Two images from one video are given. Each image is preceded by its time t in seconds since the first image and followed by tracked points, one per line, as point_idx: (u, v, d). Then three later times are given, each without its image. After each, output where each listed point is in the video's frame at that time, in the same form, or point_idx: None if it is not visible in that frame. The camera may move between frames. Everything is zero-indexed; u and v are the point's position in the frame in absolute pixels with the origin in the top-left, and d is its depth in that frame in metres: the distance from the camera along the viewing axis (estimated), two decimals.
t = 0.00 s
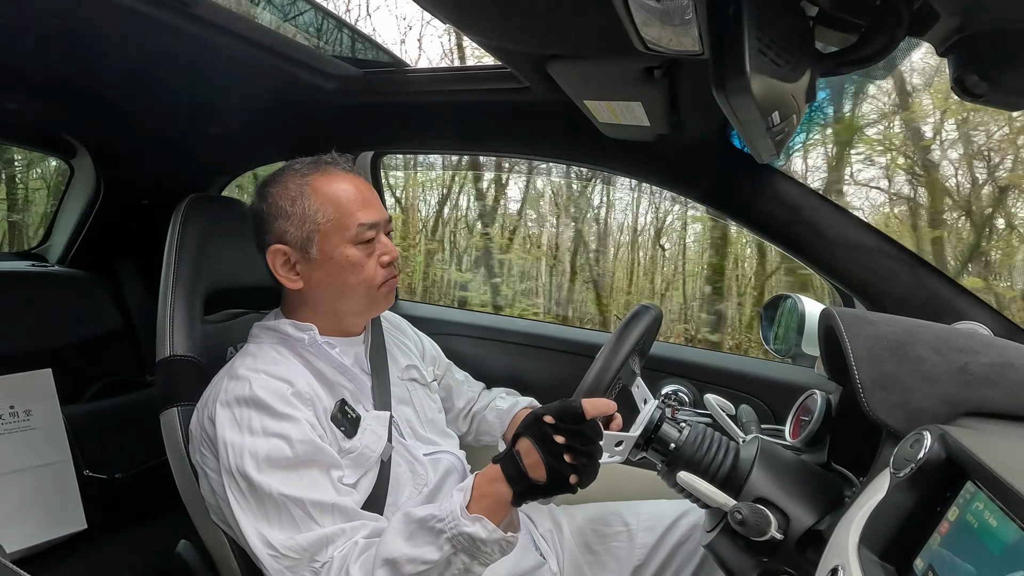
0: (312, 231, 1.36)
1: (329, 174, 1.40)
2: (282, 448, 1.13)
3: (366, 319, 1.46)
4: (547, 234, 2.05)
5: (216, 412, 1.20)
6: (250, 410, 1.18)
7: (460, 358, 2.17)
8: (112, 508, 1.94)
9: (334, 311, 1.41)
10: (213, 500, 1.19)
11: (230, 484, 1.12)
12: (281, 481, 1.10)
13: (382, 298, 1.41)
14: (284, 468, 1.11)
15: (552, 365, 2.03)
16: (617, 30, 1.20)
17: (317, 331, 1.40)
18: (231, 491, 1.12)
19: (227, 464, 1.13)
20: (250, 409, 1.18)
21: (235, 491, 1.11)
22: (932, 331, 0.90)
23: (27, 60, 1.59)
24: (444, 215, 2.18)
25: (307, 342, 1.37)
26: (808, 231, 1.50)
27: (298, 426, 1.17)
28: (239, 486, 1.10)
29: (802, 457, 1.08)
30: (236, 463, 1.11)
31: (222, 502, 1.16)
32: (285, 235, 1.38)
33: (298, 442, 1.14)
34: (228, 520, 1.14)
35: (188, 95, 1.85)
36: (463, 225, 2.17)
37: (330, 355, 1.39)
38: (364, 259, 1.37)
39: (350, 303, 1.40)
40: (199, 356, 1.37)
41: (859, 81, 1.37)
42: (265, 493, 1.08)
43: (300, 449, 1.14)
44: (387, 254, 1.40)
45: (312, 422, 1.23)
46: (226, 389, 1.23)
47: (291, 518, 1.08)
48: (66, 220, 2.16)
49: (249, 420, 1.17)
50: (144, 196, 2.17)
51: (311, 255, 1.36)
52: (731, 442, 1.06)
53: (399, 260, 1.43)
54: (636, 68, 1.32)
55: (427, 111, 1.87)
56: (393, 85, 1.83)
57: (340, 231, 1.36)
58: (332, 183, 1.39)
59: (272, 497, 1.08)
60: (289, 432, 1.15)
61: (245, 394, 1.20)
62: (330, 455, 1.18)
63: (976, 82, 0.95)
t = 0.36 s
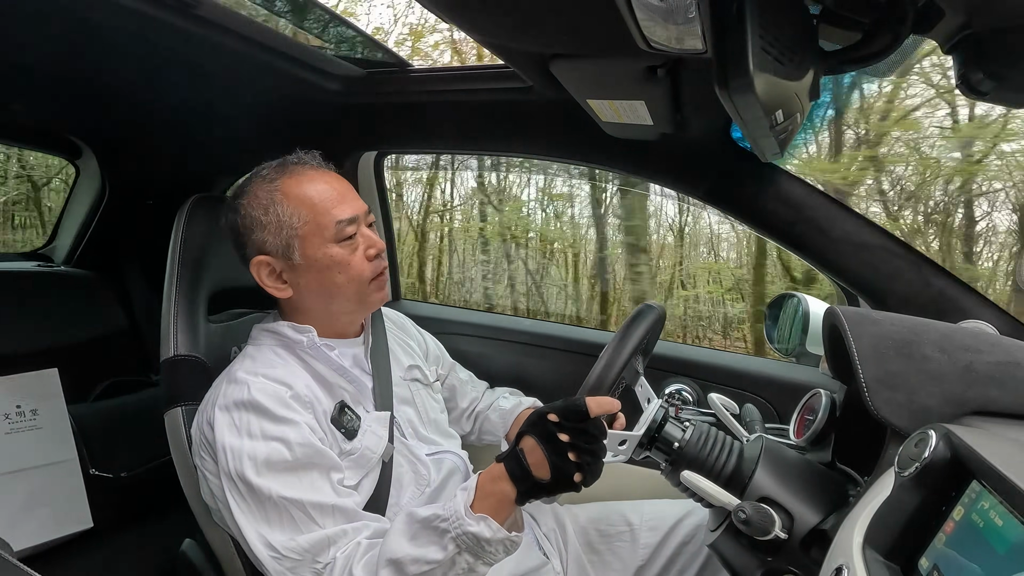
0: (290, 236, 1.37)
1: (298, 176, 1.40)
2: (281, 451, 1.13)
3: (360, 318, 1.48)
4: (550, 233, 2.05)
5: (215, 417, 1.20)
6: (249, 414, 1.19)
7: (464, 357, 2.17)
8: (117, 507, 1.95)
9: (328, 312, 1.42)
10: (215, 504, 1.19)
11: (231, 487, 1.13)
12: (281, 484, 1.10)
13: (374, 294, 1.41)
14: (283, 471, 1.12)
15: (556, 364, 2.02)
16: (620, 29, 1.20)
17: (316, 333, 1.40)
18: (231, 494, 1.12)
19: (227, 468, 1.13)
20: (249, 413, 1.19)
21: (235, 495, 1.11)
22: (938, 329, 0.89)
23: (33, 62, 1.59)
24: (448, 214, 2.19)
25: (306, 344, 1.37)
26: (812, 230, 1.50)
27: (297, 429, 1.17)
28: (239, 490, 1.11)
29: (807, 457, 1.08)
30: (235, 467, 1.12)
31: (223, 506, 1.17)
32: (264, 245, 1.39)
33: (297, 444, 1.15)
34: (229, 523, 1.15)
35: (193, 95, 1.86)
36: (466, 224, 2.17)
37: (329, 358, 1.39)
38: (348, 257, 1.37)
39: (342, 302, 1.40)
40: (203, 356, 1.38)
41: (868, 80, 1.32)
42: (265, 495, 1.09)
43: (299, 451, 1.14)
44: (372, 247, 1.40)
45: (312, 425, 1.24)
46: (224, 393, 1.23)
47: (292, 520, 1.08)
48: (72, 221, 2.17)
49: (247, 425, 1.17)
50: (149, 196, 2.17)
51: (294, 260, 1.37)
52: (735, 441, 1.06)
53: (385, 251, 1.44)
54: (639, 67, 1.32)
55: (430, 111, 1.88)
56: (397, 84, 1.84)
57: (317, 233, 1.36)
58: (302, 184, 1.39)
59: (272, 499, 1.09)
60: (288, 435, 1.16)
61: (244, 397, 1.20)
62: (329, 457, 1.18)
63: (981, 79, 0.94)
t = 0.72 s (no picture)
0: (293, 224, 1.39)
1: (313, 170, 1.44)
2: (280, 446, 1.13)
3: (361, 319, 1.46)
4: (553, 236, 2.05)
5: (217, 416, 1.21)
6: (250, 411, 1.19)
7: (466, 359, 2.17)
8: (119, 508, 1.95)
9: (325, 308, 1.41)
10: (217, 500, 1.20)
11: (231, 483, 1.13)
12: (280, 478, 1.10)
13: (370, 294, 1.40)
14: (283, 465, 1.12)
15: (558, 367, 2.02)
16: (622, 33, 1.20)
17: (320, 336, 1.40)
18: (232, 491, 1.13)
19: (228, 465, 1.14)
20: (250, 410, 1.19)
21: (236, 491, 1.12)
22: (941, 334, 0.88)
23: (39, 64, 1.60)
24: (451, 217, 2.19)
25: (309, 346, 1.37)
26: (815, 234, 1.49)
27: (297, 427, 1.17)
28: (239, 486, 1.12)
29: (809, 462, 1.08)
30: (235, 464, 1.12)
31: (225, 501, 1.17)
32: (270, 233, 1.42)
33: (296, 439, 1.15)
34: (231, 518, 1.15)
35: (197, 98, 1.87)
36: (469, 227, 2.17)
37: (333, 361, 1.39)
38: (347, 249, 1.38)
39: (337, 298, 1.39)
40: (205, 357, 1.38)
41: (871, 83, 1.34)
42: (264, 491, 1.09)
43: (298, 446, 1.14)
44: (373, 243, 1.40)
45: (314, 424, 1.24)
46: (226, 392, 1.24)
47: (292, 509, 1.08)
48: (76, 222, 2.18)
49: (248, 422, 1.18)
50: (153, 198, 2.18)
51: (294, 248, 1.38)
52: (737, 445, 1.06)
53: (388, 251, 1.44)
54: (641, 70, 1.31)
55: (432, 114, 1.88)
56: (399, 86, 1.84)
57: (319, 222, 1.38)
58: (315, 177, 1.43)
59: (271, 494, 1.09)
60: (288, 431, 1.16)
61: (245, 396, 1.21)
62: (328, 453, 1.17)
63: (986, 83, 0.94)
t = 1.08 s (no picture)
0: (314, 219, 1.39)
1: (340, 174, 1.46)
2: (292, 441, 1.13)
3: (366, 324, 1.46)
4: (553, 234, 2.05)
5: (224, 416, 1.20)
6: (257, 410, 1.19)
7: (469, 359, 2.17)
8: (124, 512, 1.96)
9: (333, 307, 1.40)
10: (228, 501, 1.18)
11: (243, 481, 1.12)
12: (293, 472, 1.10)
13: (379, 298, 1.39)
14: (295, 460, 1.11)
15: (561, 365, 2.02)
16: (620, 29, 1.19)
17: (322, 340, 1.41)
18: (245, 488, 1.12)
19: (239, 463, 1.13)
20: (257, 409, 1.19)
21: (248, 488, 1.11)
22: (944, 326, 0.88)
23: (38, 70, 1.61)
24: (451, 217, 2.19)
25: (312, 349, 1.38)
26: (816, 228, 1.49)
27: (306, 426, 1.18)
28: (251, 483, 1.11)
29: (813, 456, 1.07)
30: (247, 462, 1.11)
31: (237, 499, 1.15)
32: (290, 225, 1.42)
33: (307, 435, 1.16)
34: (244, 516, 1.13)
35: (196, 101, 1.87)
36: (470, 227, 2.18)
37: (335, 363, 1.40)
38: (363, 250, 1.38)
39: (347, 298, 1.38)
40: (208, 361, 1.38)
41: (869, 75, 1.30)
42: (279, 486, 1.08)
43: (309, 441, 1.15)
44: (388, 250, 1.41)
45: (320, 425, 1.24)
46: (231, 393, 1.23)
47: (310, 498, 1.08)
48: (78, 227, 2.18)
49: (257, 422, 1.17)
50: (154, 202, 2.18)
51: (311, 243, 1.38)
52: (741, 441, 1.06)
53: (400, 260, 1.44)
54: (641, 67, 1.31)
55: (431, 114, 1.88)
56: (398, 88, 1.84)
57: (340, 221, 1.39)
58: (338, 180, 1.44)
59: (286, 488, 1.08)
60: (298, 428, 1.16)
61: (251, 395, 1.20)
62: (337, 450, 1.19)
63: (986, 74, 0.93)
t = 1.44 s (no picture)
0: (319, 216, 1.39)
1: (345, 172, 1.46)
2: (298, 438, 1.13)
3: (370, 321, 1.46)
4: (555, 234, 2.05)
5: (230, 414, 1.20)
6: (263, 408, 1.19)
7: (471, 359, 2.17)
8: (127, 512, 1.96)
9: (337, 304, 1.40)
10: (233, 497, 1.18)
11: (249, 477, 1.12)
12: (299, 469, 1.10)
13: (384, 294, 1.39)
14: (300, 457, 1.12)
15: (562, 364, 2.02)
16: (621, 29, 1.20)
17: (326, 337, 1.41)
18: (251, 484, 1.11)
19: (245, 459, 1.13)
20: (263, 406, 1.19)
21: (254, 484, 1.11)
22: (947, 324, 0.88)
23: (40, 71, 1.61)
24: (453, 216, 2.19)
25: (316, 347, 1.38)
26: (817, 226, 1.50)
27: (311, 423, 1.18)
28: (257, 480, 1.11)
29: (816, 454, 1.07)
30: (253, 459, 1.11)
31: (242, 496, 1.15)
32: (295, 222, 1.42)
33: (313, 432, 1.16)
34: (249, 513, 1.13)
35: (198, 102, 1.87)
36: (471, 226, 2.18)
37: (340, 362, 1.40)
38: (368, 246, 1.38)
39: (351, 294, 1.38)
40: (211, 361, 1.38)
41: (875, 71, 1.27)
42: (285, 482, 1.08)
43: (315, 438, 1.15)
44: (392, 247, 1.41)
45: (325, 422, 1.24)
46: (237, 391, 1.23)
47: (316, 493, 1.08)
48: (80, 228, 2.18)
49: (263, 419, 1.17)
50: (155, 203, 2.19)
51: (317, 239, 1.38)
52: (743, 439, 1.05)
53: (404, 257, 1.44)
54: (642, 66, 1.31)
55: (432, 114, 1.88)
56: (399, 87, 1.84)
57: (345, 217, 1.39)
58: (343, 177, 1.44)
59: (292, 485, 1.08)
60: (304, 426, 1.17)
61: (257, 393, 1.20)
62: (341, 448, 1.19)
63: (988, 72, 0.94)
